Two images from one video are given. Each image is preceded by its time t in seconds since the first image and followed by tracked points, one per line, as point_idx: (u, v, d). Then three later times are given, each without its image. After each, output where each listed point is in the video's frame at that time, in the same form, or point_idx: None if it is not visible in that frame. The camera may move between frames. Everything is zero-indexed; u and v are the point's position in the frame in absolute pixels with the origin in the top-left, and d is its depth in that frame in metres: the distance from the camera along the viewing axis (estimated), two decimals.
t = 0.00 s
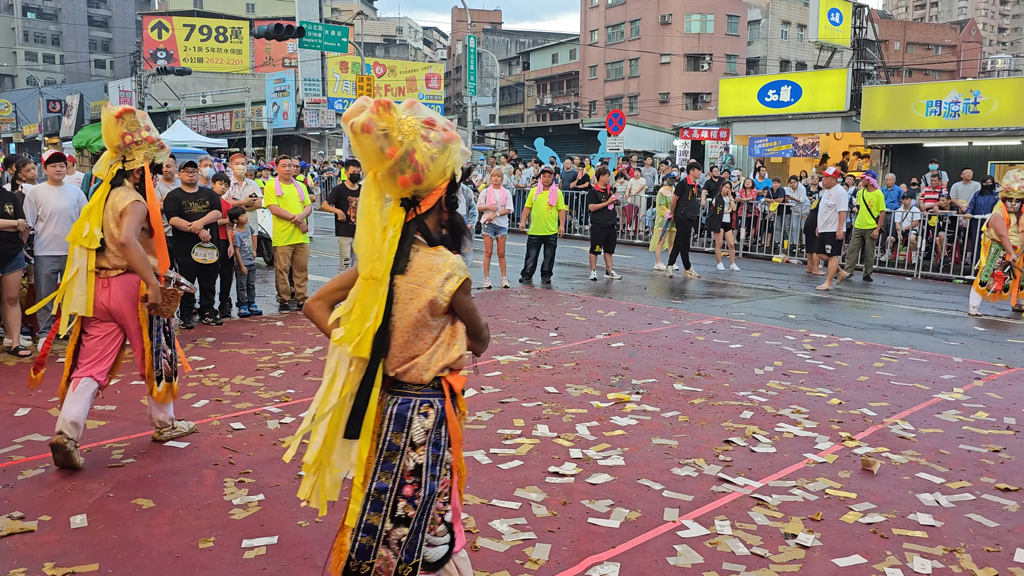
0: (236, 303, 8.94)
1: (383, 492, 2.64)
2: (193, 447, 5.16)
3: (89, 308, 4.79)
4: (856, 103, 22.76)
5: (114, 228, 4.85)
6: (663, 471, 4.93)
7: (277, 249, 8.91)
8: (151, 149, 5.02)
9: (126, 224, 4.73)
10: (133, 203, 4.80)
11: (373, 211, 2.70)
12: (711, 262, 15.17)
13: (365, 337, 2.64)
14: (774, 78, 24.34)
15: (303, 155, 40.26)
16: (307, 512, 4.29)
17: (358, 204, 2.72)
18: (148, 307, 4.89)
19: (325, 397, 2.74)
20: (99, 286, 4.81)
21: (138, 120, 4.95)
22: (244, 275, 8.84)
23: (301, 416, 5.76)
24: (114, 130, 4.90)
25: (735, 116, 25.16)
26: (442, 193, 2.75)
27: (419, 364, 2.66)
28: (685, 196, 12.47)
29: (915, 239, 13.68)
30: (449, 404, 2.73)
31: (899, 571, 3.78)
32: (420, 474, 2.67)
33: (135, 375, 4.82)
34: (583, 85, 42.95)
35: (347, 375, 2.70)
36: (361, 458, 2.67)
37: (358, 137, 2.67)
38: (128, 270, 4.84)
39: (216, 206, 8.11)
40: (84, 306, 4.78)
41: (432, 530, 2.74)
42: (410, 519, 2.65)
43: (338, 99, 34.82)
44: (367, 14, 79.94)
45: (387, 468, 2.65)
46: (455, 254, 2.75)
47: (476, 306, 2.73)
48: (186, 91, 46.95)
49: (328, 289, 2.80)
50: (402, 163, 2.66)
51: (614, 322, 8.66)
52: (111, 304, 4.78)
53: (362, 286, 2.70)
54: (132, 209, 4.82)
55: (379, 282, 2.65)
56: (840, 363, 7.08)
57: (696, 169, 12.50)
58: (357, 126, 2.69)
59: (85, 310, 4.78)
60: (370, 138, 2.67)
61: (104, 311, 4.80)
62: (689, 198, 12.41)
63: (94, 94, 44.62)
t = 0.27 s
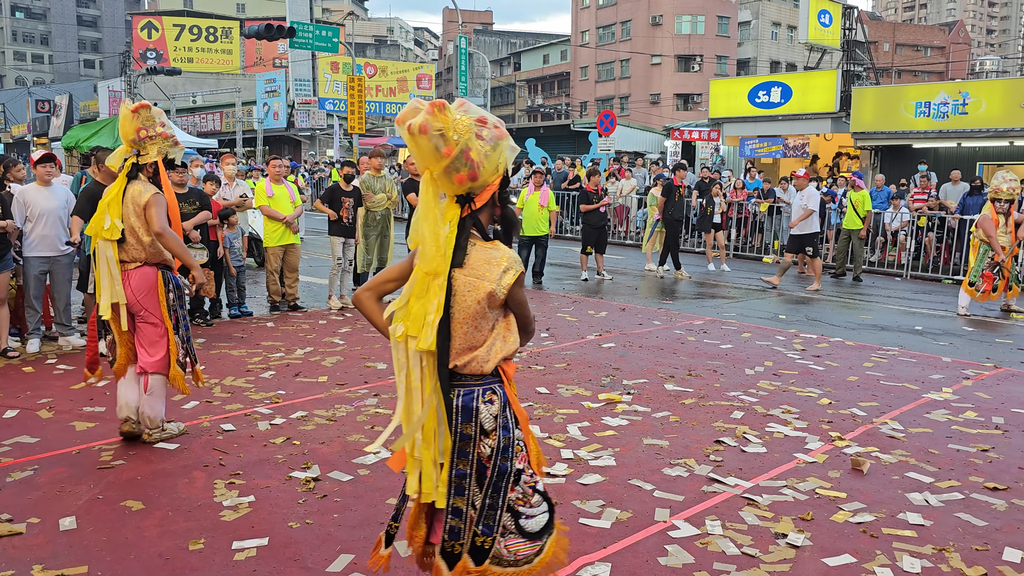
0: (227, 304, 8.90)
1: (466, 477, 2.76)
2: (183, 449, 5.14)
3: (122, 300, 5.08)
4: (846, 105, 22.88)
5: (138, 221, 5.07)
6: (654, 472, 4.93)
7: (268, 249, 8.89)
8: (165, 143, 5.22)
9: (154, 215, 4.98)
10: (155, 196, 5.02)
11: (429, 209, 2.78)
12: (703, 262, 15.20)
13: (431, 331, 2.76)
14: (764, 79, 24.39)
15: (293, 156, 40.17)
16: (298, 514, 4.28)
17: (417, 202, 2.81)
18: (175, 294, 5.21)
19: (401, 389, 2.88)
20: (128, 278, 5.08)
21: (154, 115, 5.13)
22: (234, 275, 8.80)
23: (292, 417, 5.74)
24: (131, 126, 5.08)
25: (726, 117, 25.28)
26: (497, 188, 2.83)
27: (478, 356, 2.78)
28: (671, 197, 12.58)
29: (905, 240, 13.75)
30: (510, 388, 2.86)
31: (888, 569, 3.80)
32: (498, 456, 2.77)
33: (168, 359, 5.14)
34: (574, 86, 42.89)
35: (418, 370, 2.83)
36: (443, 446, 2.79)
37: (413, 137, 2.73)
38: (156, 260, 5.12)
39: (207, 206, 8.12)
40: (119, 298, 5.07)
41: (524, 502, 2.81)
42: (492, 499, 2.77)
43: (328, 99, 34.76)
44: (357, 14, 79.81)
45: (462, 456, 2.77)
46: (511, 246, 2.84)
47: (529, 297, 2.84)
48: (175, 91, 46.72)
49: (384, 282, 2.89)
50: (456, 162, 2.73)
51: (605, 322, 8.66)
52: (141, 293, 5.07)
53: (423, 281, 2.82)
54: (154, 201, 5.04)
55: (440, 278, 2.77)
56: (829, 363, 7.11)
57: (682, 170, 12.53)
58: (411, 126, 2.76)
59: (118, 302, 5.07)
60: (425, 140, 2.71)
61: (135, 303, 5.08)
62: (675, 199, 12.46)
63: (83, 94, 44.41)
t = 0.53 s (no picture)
0: (220, 305, 8.87)
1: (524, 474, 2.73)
2: (175, 450, 5.12)
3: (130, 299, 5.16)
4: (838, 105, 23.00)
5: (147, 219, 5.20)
6: (647, 472, 4.94)
7: (261, 249, 8.87)
8: (170, 145, 5.38)
9: (161, 211, 5.09)
10: (163, 194, 5.16)
11: (483, 212, 2.74)
12: (696, 262, 15.25)
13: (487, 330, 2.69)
14: (757, 80, 24.43)
15: (286, 156, 40.12)
16: (291, 515, 4.27)
17: (470, 203, 2.76)
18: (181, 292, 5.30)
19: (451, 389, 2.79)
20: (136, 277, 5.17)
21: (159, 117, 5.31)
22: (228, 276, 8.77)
23: (285, 418, 5.73)
24: (138, 128, 5.26)
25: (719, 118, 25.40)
26: (551, 193, 2.80)
27: (532, 356, 2.73)
28: (660, 198, 12.62)
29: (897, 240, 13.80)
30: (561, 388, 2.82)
31: (880, 569, 3.81)
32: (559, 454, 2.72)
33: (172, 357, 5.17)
34: (567, 87, 42.91)
35: (471, 371, 2.73)
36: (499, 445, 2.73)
37: (470, 140, 2.73)
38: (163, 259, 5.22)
39: (200, 206, 8.10)
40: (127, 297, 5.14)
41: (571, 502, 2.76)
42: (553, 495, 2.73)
43: (321, 99, 34.73)
44: (351, 14, 79.77)
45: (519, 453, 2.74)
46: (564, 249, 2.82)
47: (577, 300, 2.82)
48: (168, 91, 46.56)
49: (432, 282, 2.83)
50: (513, 167, 2.71)
51: (598, 322, 8.67)
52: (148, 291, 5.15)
53: (474, 281, 2.75)
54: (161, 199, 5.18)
55: (494, 277, 2.70)
56: (822, 363, 7.13)
57: (670, 171, 12.57)
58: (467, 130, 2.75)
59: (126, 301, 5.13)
60: (482, 146, 2.72)
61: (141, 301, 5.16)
62: (663, 200, 12.52)
63: (75, 94, 44.24)
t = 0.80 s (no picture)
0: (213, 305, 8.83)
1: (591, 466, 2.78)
2: (168, 450, 5.11)
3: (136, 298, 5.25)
4: (830, 106, 23.07)
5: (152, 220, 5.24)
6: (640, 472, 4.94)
7: (254, 249, 8.86)
8: (176, 146, 5.34)
9: (162, 212, 5.09)
10: (165, 194, 5.15)
11: (549, 206, 2.75)
12: (689, 262, 15.28)
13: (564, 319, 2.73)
14: (749, 81, 24.49)
15: (279, 156, 40.04)
16: (285, 515, 4.26)
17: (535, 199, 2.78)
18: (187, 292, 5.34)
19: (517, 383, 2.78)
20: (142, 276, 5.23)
21: (162, 119, 5.27)
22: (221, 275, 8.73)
23: (278, 418, 5.72)
24: (143, 130, 5.26)
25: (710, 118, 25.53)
26: (611, 188, 2.87)
27: (604, 344, 2.81)
28: (648, 198, 12.76)
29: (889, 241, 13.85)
30: (624, 376, 2.93)
31: (873, 568, 3.83)
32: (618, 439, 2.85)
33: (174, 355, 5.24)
34: (560, 87, 42.91)
35: (545, 362, 2.74)
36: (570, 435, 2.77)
37: (540, 135, 2.75)
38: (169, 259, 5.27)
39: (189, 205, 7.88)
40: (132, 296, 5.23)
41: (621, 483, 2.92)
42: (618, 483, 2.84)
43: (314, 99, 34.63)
44: (344, 13, 79.61)
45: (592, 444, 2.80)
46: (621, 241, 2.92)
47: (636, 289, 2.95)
48: (160, 91, 46.42)
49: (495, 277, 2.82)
50: (576, 163, 2.75)
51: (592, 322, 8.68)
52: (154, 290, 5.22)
53: (542, 273, 2.77)
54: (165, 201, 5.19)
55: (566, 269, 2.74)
56: (815, 363, 7.15)
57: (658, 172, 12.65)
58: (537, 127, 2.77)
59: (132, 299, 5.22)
60: (548, 143, 2.75)
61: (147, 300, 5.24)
62: (653, 200, 12.65)
63: (66, 93, 44.06)
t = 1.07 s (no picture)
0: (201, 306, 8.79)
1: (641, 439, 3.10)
2: (156, 452, 5.08)
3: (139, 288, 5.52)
4: (818, 107, 23.20)
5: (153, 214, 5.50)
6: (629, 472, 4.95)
7: (242, 250, 8.84)
8: (177, 142, 5.60)
9: (160, 206, 5.35)
10: (166, 189, 5.42)
11: (594, 202, 3.06)
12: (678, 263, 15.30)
13: (612, 309, 3.04)
14: (738, 82, 24.59)
15: (267, 157, 39.91)
16: (273, 516, 4.24)
17: (579, 196, 3.09)
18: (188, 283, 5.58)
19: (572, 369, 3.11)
20: (145, 267, 5.49)
21: (163, 117, 5.53)
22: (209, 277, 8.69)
23: (266, 420, 5.70)
24: (146, 129, 5.54)
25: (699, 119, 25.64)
26: (649, 186, 3.19)
27: (646, 333, 3.16)
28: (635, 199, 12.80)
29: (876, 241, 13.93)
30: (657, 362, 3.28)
31: (860, 567, 3.84)
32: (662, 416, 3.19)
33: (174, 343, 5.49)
34: (550, 88, 42.91)
35: (597, 349, 3.07)
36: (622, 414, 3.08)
37: (583, 136, 3.07)
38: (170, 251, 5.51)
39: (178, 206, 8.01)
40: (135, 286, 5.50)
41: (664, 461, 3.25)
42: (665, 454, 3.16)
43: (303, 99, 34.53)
44: (333, 13, 79.42)
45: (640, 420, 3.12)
46: (657, 234, 3.26)
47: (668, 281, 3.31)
48: (148, 91, 46.16)
49: (542, 270, 3.12)
50: (618, 162, 3.05)
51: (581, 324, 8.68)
52: (156, 280, 5.48)
53: (590, 266, 3.09)
54: (165, 194, 5.45)
55: (610, 262, 3.04)
56: (803, 363, 7.18)
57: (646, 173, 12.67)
58: (578, 130, 3.10)
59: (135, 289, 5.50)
60: (592, 141, 3.05)
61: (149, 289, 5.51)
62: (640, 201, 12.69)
63: (53, 93, 43.78)
